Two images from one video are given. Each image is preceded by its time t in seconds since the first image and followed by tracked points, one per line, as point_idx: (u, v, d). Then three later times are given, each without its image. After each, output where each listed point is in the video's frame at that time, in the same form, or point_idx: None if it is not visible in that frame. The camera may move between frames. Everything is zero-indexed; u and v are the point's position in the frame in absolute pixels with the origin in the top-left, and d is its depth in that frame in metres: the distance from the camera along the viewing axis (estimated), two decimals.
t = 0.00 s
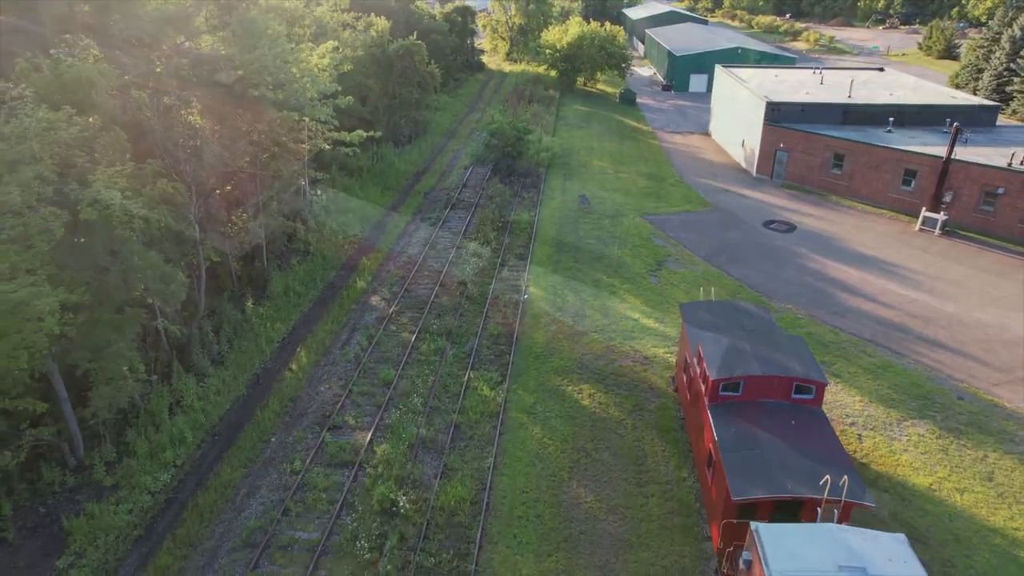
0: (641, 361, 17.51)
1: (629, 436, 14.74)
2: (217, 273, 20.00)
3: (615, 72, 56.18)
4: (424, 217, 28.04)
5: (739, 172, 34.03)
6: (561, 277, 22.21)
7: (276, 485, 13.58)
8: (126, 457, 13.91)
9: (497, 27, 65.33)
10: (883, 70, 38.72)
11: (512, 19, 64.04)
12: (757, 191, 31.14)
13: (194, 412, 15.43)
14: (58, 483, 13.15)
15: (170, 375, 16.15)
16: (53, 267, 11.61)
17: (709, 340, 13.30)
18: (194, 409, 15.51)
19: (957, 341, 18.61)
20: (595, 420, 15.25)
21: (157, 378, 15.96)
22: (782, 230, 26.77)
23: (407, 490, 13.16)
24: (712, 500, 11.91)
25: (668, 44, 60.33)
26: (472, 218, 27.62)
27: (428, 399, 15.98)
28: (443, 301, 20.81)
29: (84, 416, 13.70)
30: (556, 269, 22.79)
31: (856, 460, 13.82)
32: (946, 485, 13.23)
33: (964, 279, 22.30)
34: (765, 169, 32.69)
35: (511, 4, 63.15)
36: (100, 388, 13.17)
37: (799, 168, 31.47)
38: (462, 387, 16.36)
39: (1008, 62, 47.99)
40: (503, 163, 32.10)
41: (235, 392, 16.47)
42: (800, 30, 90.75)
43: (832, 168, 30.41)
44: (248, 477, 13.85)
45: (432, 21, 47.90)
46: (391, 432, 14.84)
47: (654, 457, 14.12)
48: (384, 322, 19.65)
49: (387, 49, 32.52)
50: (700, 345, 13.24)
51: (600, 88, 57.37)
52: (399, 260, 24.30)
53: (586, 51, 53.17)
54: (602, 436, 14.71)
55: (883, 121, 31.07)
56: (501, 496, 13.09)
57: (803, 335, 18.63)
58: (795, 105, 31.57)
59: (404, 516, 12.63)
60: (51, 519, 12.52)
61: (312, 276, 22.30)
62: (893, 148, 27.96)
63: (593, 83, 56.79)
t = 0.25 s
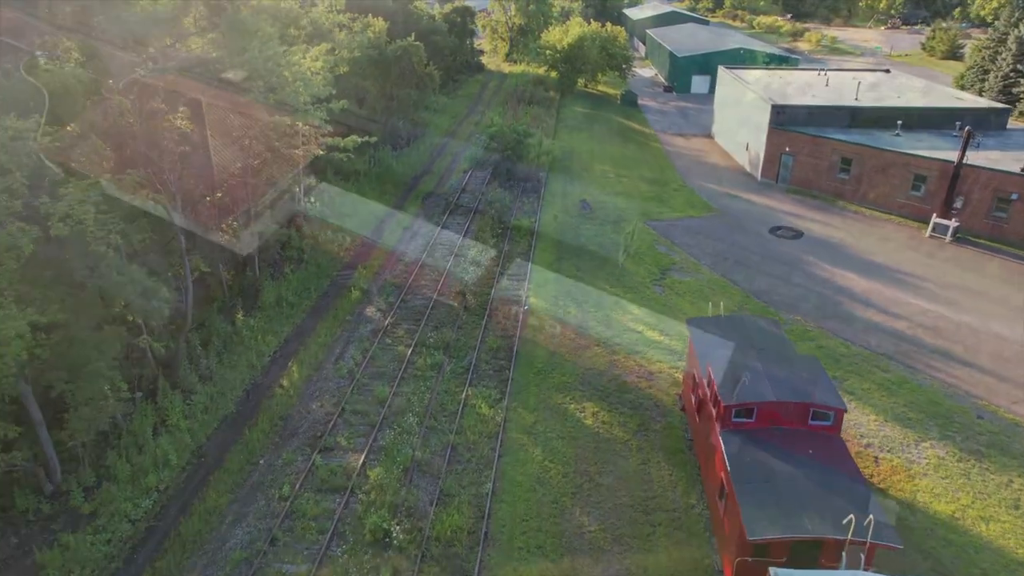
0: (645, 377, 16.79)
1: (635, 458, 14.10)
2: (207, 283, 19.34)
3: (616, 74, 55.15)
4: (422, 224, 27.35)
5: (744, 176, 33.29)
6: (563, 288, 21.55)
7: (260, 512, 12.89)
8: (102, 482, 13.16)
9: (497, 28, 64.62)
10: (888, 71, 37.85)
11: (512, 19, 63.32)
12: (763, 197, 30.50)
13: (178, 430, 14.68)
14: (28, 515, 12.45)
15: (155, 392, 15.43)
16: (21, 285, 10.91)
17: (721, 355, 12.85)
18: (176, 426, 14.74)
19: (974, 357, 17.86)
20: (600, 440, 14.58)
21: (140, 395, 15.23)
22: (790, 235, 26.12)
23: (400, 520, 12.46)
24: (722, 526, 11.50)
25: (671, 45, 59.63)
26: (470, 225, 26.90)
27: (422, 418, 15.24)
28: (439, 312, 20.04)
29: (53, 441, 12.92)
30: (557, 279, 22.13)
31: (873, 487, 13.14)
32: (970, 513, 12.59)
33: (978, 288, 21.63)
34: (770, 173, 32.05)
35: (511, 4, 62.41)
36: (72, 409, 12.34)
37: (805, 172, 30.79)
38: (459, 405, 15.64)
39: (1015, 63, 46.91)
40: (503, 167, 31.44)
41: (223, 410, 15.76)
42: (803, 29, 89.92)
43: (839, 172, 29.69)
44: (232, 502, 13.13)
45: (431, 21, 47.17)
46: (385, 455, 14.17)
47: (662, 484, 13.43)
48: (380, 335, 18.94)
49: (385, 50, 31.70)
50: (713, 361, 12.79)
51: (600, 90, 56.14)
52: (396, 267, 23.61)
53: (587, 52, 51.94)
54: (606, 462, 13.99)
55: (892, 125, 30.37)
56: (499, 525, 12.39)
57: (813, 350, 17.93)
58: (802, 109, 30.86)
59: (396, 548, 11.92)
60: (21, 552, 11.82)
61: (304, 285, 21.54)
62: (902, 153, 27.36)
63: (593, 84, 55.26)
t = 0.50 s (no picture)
0: (650, 409, 17.75)
1: (640, 487, 15.47)
2: (199, 302, 20.01)
3: (619, 74, 54.28)
4: (426, 223, 26.98)
5: (745, 176, 32.96)
6: (570, 305, 22.06)
7: (264, 534, 14.00)
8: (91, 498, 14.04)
9: (497, 28, 63.78)
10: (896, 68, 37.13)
11: (511, 19, 62.45)
12: (764, 199, 30.48)
13: (167, 453, 15.44)
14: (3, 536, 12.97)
15: (140, 415, 16.04)
16: None
17: (722, 362, 16.93)
18: (158, 448, 15.50)
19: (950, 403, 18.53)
20: (603, 467, 15.98)
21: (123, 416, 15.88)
22: (796, 247, 26.78)
23: (395, 556, 13.62)
24: (733, 560, 13.47)
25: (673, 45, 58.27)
26: (468, 228, 26.86)
27: (415, 447, 16.34)
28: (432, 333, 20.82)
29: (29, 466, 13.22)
30: (562, 296, 22.38)
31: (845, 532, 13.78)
32: (1004, 551, 14.25)
33: (952, 316, 22.51)
34: (777, 178, 31.25)
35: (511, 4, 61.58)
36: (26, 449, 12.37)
37: (813, 178, 30.19)
38: (457, 428, 16.88)
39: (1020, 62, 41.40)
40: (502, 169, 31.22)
41: (207, 433, 16.42)
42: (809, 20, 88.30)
43: (847, 177, 29.19)
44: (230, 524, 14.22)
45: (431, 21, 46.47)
46: (378, 484, 15.22)
47: (642, 529, 14.50)
48: (375, 350, 19.74)
49: (384, 52, 31.31)
50: (710, 364, 16.89)
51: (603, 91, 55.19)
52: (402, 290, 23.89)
53: (589, 52, 51.29)
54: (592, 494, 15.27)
55: (903, 128, 29.41)
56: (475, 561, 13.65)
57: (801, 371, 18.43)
58: (810, 112, 30.05)
59: None
60: None
61: (296, 302, 21.82)
62: (914, 160, 27.02)
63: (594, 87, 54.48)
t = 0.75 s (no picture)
0: (651, 414, 21.60)
1: (624, 498, 19.57)
2: (213, 334, 23.65)
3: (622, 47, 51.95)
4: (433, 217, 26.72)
5: (753, 168, 32.00)
6: (575, 307, 21.88)
7: (294, 541, 18.59)
8: (133, 516, 18.97)
9: None
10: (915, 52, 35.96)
11: None
12: (768, 203, 30.40)
13: (174, 465, 20.05)
14: (71, 523, 18.58)
15: (119, 434, 20.61)
16: None
17: (763, 384, 20.24)
18: (208, 471, 20.03)
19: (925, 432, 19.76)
20: (599, 485, 19.83)
21: (126, 439, 20.47)
22: (805, 258, 27.69)
23: (399, 555, 18.32)
24: (737, 561, 18.33)
25: None
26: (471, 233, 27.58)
27: (431, 442, 20.77)
28: (434, 369, 22.79)
29: (73, 483, 19.22)
30: (567, 299, 22.11)
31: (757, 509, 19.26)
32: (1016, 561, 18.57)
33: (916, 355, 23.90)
34: (782, 180, 31.09)
35: None
36: (3, 487, 18.04)
37: (820, 178, 29.99)
38: (453, 446, 20.63)
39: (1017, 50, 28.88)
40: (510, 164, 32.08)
41: (204, 445, 20.59)
42: None
43: (854, 181, 29.23)
44: (270, 535, 18.67)
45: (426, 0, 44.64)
46: (373, 502, 19.33)
47: (602, 538, 18.73)
48: (369, 366, 22.80)
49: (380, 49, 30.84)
50: (757, 387, 20.10)
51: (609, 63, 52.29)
52: (422, 299, 25.04)
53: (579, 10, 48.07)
54: (571, 494, 19.62)
55: (911, 132, 28.90)
56: (467, 560, 18.25)
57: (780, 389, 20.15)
58: (817, 115, 29.87)
59: (398, 572, 18.00)
60: (88, 568, 17.96)
61: (323, 320, 24.25)
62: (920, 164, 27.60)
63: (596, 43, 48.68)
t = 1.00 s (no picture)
0: (654, 414, 21.65)
1: (626, 498, 19.58)
2: (218, 331, 23.68)
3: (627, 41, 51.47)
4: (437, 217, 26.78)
5: (759, 169, 31.63)
6: (578, 309, 21.80)
7: (296, 538, 18.65)
8: (135, 511, 19.02)
9: None
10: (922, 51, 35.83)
11: None
12: (773, 207, 30.38)
13: (178, 460, 20.09)
14: (78, 520, 18.78)
15: (123, 432, 20.68)
16: None
17: (767, 386, 20.09)
18: (211, 466, 19.99)
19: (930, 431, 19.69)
20: (600, 484, 19.88)
21: (132, 436, 20.59)
22: (808, 260, 27.71)
23: (401, 554, 18.38)
24: (739, 562, 18.39)
25: None
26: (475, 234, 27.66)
27: (434, 442, 20.77)
28: (437, 368, 22.83)
29: (75, 481, 19.53)
30: (570, 301, 22.05)
31: (762, 512, 19.40)
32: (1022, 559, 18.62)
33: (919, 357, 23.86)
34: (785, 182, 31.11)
35: None
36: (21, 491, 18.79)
37: (825, 180, 30.02)
38: (455, 445, 20.68)
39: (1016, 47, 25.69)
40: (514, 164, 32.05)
41: (210, 442, 20.60)
42: None
43: (860, 184, 29.20)
44: (273, 532, 18.72)
45: None
46: (376, 501, 19.38)
47: (604, 537, 18.75)
48: (372, 365, 22.85)
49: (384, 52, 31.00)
50: (761, 390, 19.96)
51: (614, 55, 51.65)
52: (426, 298, 25.11)
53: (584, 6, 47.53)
54: (574, 494, 19.61)
55: (918, 133, 26.32)
56: (469, 560, 18.29)
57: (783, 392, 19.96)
58: (825, 114, 28.72)
59: (400, 571, 18.07)
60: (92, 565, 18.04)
61: (327, 319, 24.28)
62: (927, 167, 26.71)
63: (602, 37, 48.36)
